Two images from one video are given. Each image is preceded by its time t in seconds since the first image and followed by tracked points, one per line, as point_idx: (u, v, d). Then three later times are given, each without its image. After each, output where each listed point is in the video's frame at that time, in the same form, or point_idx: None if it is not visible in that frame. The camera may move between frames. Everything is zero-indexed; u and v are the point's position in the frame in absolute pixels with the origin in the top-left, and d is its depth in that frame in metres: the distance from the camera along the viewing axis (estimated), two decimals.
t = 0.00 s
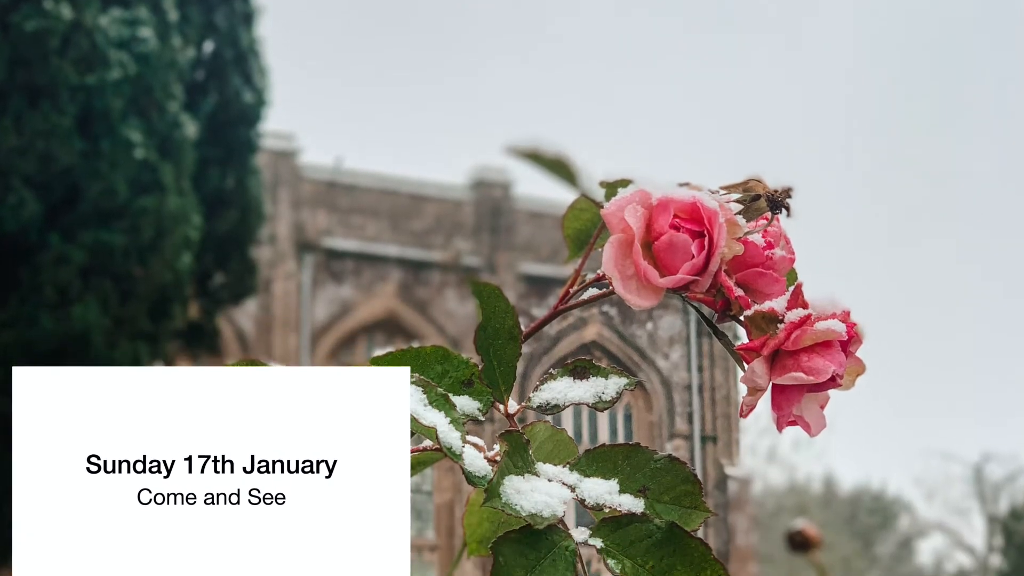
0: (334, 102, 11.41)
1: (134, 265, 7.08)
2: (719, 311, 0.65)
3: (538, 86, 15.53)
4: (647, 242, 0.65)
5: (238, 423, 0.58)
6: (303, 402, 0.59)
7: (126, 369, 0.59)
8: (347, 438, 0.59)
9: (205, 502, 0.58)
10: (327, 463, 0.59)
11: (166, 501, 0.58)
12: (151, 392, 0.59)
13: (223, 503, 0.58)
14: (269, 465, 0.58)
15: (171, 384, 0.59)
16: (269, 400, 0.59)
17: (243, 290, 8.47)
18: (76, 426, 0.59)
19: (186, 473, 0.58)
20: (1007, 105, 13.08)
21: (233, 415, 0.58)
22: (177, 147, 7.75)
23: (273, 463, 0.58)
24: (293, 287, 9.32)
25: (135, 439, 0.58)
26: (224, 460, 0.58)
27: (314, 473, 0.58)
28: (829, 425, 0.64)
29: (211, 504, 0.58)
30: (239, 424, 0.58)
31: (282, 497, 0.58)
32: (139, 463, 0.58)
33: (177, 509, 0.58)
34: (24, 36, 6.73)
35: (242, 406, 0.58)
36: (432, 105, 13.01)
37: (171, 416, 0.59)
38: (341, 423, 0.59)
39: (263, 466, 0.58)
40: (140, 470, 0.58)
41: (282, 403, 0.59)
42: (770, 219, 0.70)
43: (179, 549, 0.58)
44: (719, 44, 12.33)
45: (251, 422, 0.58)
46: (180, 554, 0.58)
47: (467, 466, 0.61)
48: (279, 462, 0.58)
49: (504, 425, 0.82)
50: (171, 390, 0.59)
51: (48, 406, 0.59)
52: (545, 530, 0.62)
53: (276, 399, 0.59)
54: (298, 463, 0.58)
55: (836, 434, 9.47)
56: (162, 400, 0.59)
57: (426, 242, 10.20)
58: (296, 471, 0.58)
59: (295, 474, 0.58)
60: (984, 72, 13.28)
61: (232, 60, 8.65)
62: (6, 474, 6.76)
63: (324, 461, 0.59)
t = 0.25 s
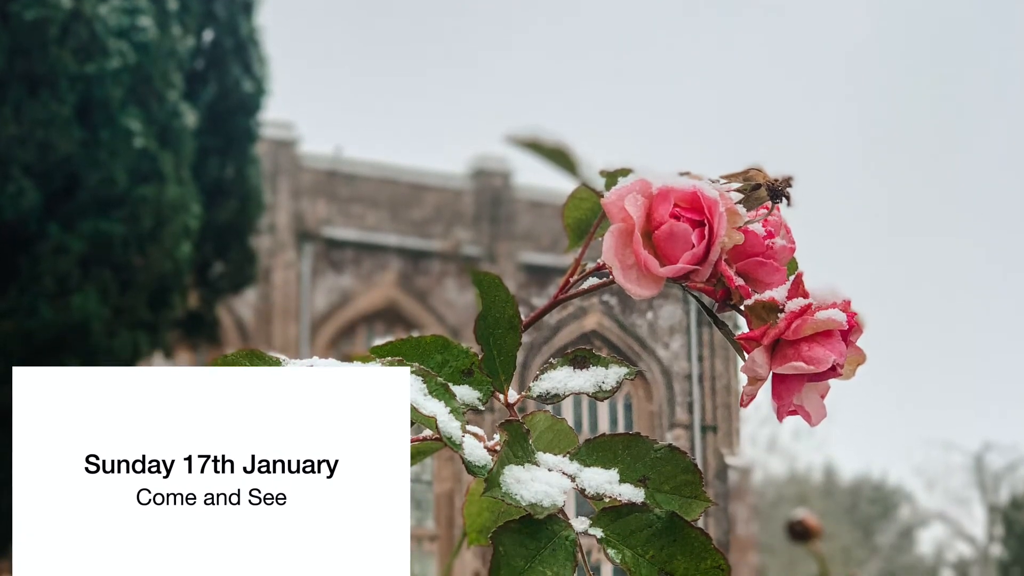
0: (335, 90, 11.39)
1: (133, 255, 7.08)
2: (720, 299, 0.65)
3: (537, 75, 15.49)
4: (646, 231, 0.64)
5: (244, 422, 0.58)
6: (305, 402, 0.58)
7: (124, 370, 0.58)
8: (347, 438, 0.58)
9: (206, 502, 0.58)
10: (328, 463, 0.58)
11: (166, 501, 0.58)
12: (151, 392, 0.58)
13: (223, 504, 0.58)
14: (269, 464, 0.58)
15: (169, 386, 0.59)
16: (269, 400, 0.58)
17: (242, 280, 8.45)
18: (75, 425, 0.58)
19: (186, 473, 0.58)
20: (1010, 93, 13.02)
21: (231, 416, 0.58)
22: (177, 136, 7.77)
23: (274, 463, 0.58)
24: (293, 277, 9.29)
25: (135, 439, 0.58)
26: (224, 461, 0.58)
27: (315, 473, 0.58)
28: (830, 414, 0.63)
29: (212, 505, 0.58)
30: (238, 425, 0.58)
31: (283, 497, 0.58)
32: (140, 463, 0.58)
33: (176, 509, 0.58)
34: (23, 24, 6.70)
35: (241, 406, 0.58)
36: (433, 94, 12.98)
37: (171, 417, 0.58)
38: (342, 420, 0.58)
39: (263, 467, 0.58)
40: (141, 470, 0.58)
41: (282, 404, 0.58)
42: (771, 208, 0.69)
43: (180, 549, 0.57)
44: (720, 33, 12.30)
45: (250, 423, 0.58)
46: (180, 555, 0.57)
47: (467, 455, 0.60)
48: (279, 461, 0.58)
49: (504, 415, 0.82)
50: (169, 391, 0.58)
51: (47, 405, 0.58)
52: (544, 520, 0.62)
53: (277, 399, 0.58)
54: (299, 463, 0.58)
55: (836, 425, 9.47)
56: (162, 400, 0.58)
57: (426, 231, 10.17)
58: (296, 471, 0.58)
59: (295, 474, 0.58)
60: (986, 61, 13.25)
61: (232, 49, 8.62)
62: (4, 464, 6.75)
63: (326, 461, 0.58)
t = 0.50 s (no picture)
0: (334, 80, 11.37)
1: (133, 244, 7.08)
2: (720, 289, 0.64)
3: (536, 64, 15.46)
4: (646, 222, 0.64)
5: (241, 422, 0.57)
6: (304, 402, 0.57)
7: (123, 370, 0.57)
8: (349, 438, 0.57)
9: (205, 502, 0.57)
10: (329, 463, 0.57)
11: (164, 502, 0.57)
12: (150, 390, 0.57)
13: (223, 504, 0.57)
14: (269, 465, 0.57)
15: (165, 384, 0.57)
16: (271, 399, 0.57)
17: (242, 270, 8.46)
18: (74, 426, 0.57)
19: (185, 474, 0.57)
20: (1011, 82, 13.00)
21: (230, 416, 0.57)
22: (177, 125, 7.78)
23: (275, 463, 0.56)
24: (292, 266, 9.28)
25: (134, 439, 0.57)
26: (224, 461, 0.56)
27: (317, 473, 0.57)
28: (830, 404, 0.63)
29: (211, 505, 0.57)
30: (237, 424, 0.57)
31: (283, 497, 0.57)
32: (138, 463, 0.56)
33: (174, 510, 0.57)
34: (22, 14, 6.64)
35: (242, 405, 0.57)
36: (433, 82, 12.96)
37: (170, 417, 0.57)
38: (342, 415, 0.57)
39: (263, 467, 0.57)
40: (140, 470, 0.57)
41: (281, 403, 0.57)
42: (771, 198, 0.69)
43: (178, 552, 0.56)
44: (720, 23, 12.27)
45: (249, 423, 0.57)
46: (179, 556, 0.56)
47: (467, 444, 0.60)
48: (279, 462, 0.57)
49: (503, 405, 0.82)
50: (167, 389, 0.57)
51: (40, 403, 0.57)
52: (544, 509, 0.62)
53: (279, 397, 0.57)
54: (300, 463, 0.57)
55: (835, 414, 9.48)
56: (161, 399, 0.57)
57: (426, 220, 10.18)
58: (296, 472, 0.57)
59: (296, 475, 0.57)
60: (986, 49, 13.24)
61: (231, 39, 8.61)
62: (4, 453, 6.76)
63: (327, 461, 0.57)
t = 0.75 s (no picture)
0: (334, 69, 11.35)
1: (133, 233, 7.07)
2: (720, 279, 0.64)
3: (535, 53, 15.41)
4: (647, 209, 0.64)
5: (242, 422, 0.56)
6: (304, 401, 0.57)
7: (122, 370, 0.56)
8: (349, 437, 0.57)
9: (206, 503, 0.56)
10: (331, 463, 0.57)
11: (164, 502, 0.56)
12: (149, 389, 0.56)
13: (223, 504, 0.56)
14: (270, 464, 0.56)
15: (164, 383, 0.57)
16: (270, 398, 0.57)
17: (241, 259, 8.43)
18: (73, 424, 0.56)
19: (184, 474, 0.56)
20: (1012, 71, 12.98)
21: (235, 416, 0.56)
22: (176, 115, 7.79)
23: (275, 463, 0.56)
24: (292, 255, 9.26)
25: (133, 439, 0.56)
26: (223, 460, 0.56)
27: (318, 474, 0.56)
28: (830, 394, 0.63)
29: (212, 505, 0.56)
30: (236, 425, 0.56)
31: (284, 497, 0.56)
32: (138, 462, 0.56)
33: (174, 509, 0.56)
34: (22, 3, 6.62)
35: (241, 405, 0.56)
36: (433, 71, 12.94)
37: (169, 416, 0.56)
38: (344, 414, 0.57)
39: (264, 466, 0.56)
40: (139, 470, 0.56)
41: (284, 403, 0.56)
42: (772, 186, 0.69)
43: (176, 551, 0.56)
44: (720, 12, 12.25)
45: (250, 422, 0.56)
46: (177, 557, 0.56)
47: (466, 434, 0.60)
48: (280, 462, 0.56)
49: (504, 394, 0.81)
50: (167, 389, 0.57)
51: (39, 402, 0.57)
52: (545, 498, 0.62)
53: (278, 397, 0.56)
54: (301, 463, 0.56)
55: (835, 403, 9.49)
56: (159, 399, 0.57)
57: (426, 210, 10.17)
58: (298, 471, 0.56)
59: (297, 473, 0.56)
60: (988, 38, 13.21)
61: (231, 27, 8.59)
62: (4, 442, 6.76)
63: (329, 460, 0.57)
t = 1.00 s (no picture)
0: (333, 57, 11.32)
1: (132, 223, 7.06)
2: (720, 268, 0.64)
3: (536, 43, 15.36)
4: (647, 199, 0.64)
5: (242, 423, 0.56)
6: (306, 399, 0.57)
7: (120, 370, 0.56)
8: (349, 437, 0.57)
9: (206, 503, 0.56)
10: (332, 463, 0.56)
11: (163, 502, 0.56)
12: (149, 390, 0.56)
13: (224, 504, 0.56)
14: (271, 464, 0.56)
15: (165, 382, 0.56)
16: (269, 398, 0.56)
17: (241, 248, 8.43)
18: (72, 425, 0.56)
19: (184, 474, 0.56)
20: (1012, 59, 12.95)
21: (235, 416, 0.56)
22: (174, 104, 7.75)
23: (277, 463, 0.56)
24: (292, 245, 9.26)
25: (132, 439, 0.56)
26: (224, 459, 0.56)
27: (319, 473, 0.56)
28: (831, 383, 0.63)
29: (212, 505, 0.56)
30: (237, 424, 0.56)
31: (285, 497, 0.56)
32: (137, 463, 0.56)
33: (174, 509, 0.56)
34: None
35: (242, 405, 0.56)
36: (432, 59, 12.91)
37: (169, 417, 0.56)
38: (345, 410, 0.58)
39: (265, 466, 0.56)
40: (138, 470, 0.56)
41: (284, 404, 0.56)
42: (772, 176, 0.69)
43: (175, 551, 0.55)
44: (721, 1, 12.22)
45: (250, 422, 0.56)
46: (176, 557, 0.55)
47: (467, 424, 0.60)
48: (281, 461, 0.56)
49: (504, 383, 0.81)
50: (167, 389, 0.56)
51: (39, 399, 0.56)
52: (545, 488, 0.62)
53: (277, 397, 0.56)
54: (302, 461, 0.56)
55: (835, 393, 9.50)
56: (159, 399, 0.56)
57: (426, 199, 10.14)
58: (299, 471, 0.56)
59: (298, 473, 0.56)
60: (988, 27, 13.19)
61: (230, 16, 8.57)
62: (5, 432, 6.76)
63: (330, 461, 0.56)
